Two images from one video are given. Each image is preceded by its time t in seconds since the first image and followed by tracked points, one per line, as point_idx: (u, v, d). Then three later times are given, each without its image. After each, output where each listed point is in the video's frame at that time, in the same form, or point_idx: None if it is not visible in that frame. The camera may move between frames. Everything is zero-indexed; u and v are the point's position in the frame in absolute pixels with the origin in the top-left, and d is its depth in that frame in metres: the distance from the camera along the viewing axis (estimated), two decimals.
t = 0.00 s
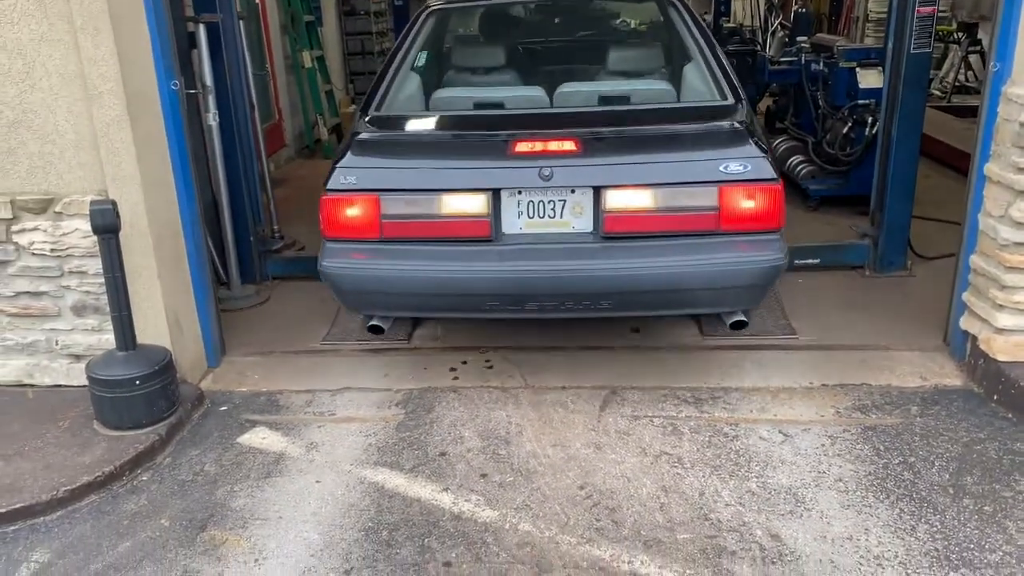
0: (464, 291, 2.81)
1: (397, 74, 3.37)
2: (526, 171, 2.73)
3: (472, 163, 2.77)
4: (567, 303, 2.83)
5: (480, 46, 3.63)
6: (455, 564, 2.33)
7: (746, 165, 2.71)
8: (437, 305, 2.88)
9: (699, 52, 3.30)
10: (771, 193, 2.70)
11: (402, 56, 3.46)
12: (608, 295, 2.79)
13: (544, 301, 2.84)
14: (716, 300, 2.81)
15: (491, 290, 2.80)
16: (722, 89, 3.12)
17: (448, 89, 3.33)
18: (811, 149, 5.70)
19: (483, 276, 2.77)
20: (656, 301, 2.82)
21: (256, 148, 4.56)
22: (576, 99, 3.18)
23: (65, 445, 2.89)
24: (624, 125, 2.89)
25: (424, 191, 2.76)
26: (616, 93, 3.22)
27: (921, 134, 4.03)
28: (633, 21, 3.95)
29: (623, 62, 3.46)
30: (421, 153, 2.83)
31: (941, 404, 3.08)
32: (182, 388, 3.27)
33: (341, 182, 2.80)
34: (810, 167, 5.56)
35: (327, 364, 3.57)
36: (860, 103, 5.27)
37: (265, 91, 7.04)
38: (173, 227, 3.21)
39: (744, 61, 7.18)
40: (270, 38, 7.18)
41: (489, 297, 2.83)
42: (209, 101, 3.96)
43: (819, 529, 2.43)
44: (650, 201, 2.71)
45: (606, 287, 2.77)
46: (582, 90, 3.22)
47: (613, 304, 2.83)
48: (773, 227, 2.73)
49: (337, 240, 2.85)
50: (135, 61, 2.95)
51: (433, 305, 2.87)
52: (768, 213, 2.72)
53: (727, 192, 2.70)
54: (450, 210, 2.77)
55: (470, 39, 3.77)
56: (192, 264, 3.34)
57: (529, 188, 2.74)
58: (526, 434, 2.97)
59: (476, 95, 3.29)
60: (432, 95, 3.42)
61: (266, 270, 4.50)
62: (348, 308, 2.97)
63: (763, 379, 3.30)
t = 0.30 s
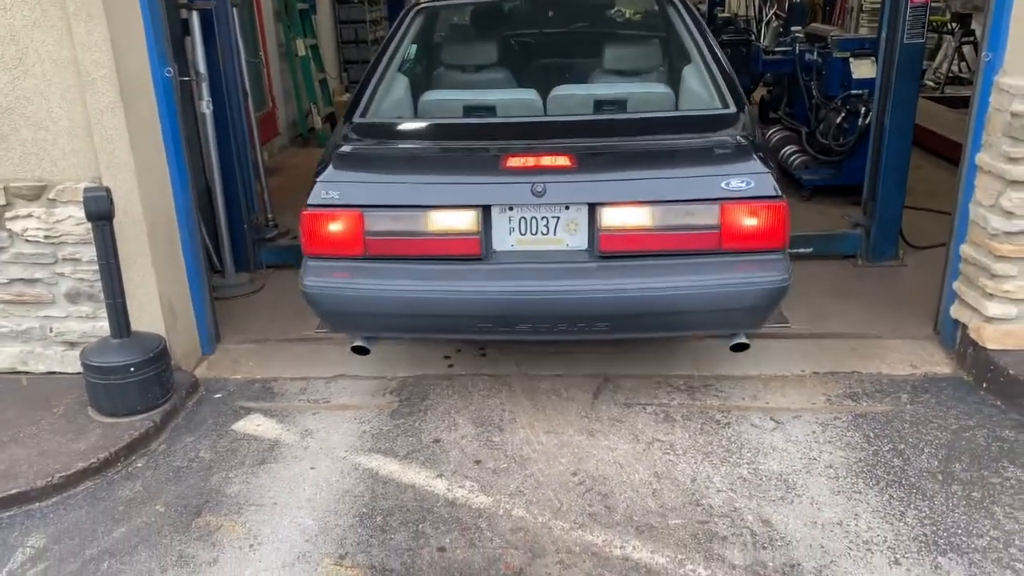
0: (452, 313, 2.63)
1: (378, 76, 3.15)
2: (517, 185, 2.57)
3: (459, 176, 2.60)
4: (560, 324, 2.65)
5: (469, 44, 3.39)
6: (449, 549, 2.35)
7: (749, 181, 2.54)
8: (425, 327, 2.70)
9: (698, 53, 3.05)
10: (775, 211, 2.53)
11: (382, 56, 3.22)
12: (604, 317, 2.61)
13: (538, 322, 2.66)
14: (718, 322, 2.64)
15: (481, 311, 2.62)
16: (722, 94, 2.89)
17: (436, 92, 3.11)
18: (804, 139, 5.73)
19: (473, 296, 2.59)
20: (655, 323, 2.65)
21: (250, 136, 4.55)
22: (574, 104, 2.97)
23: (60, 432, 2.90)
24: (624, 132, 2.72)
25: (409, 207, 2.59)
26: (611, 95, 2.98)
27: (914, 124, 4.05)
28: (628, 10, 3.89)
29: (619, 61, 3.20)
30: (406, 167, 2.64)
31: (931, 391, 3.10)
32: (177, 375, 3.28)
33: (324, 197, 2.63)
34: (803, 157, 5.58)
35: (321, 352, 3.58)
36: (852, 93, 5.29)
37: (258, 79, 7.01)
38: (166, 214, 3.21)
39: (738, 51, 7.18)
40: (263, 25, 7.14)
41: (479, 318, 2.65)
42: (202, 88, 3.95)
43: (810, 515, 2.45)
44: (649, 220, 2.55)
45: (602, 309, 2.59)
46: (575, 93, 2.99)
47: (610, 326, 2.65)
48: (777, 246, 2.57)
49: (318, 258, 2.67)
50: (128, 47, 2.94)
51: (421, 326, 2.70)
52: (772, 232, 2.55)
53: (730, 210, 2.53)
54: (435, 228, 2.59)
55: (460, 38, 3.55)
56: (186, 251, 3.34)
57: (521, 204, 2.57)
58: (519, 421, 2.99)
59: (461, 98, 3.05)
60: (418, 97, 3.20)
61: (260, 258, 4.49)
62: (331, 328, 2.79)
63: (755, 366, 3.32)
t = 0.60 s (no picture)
0: (442, 323, 2.46)
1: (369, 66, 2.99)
2: (509, 189, 2.39)
3: (448, 180, 2.42)
4: (556, 336, 2.47)
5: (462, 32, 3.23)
6: (446, 531, 2.38)
7: (758, 184, 2.38)
8: (411, 337, 2.52)
9: (702, 48, 2.93)
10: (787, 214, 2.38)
11: (371, 45, 3.08)
12: (603, 328, 2.44)
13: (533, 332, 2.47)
14: (724, 332, 2.47)
15: (472, 321, 2.44)
16: (727, 92, 2.78)
17: (425, 85, 2.97)
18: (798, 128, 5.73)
19: (463, 304, 2.42)
20: (658, 334, 2.47)
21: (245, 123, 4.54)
22: (571, 98, 2.83)
23: (56, 415, 2.91)
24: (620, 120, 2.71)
25: (395, 209, 2.42)
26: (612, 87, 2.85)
27: (907, 112, 4.07)
28: None
29: (616, 53, 3.05)
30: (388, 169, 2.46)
31: (922, 377, 3.14)
32: (173, 360, 3.28)
33: (303, 199, 2.46)
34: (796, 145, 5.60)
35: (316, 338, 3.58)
36: (846, 82, 5.32)
37: (252, 65, 6.98)
38: (162, 199, 3.21)
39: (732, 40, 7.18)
40: (257, 11, 7.11)
41: (470, 328, 2.47)
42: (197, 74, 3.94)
43: (802, 497, 2.48)
44: (651, 224, 2.39)
45: (601, 319, 2.41)
46: (574, 85, 2.85)
47: (610, 337, 2.47)
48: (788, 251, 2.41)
49: (298, 261, 2.50)
50: (124, 31, 2.93)
51: (408, 336, 2.52)
52: (778, 234, 2.39)
53: (738, 214, 2.37)
54: (424, 231, 2.42)
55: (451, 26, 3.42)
56: (183, 236, 3.34)
57: (516, 206, 2.39)
58: (515, 406, 3.00)
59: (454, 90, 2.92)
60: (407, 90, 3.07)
61: (254, 245, 4.49)
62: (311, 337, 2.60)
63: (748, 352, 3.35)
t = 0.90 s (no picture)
0: (440, 324, 2.40)
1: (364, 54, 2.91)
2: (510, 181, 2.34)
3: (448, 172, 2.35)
4: (558, 338, 2.42)
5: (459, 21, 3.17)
6: (447, 509, 2.40)
7: (766, 184, 2.32)
8: (407, 338, 2.47)
9: (708, 39, 2.88)
10: (795, 215, 2.32)
11: (366, 32, 3.00)
12: (606, 330, 2.39)
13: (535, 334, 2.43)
14: (728, 335, 2.43)
15: (472, 322, 2.39)
16: (734, 83, 2.71)
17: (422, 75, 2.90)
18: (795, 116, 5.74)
19: (463, 304, 2.36)
20: (662, 336, 2.43)
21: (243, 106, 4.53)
22: (572, 90, 2.76)
23: (58, 395, 2.92)
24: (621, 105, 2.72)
25: (392, 207, 2.35)
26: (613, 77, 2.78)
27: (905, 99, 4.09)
28: None
29: (617, 43, 3.01)
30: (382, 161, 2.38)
31: (916, 361, 3.17)
32: (174, 342, 3.29)
33: (296, 196, 2.37)
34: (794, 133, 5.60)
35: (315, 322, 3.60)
36: (845, 70, 5.34)
37: (249, 50, 6.96)
38: (163, 181, 3.21)
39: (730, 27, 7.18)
40: None
41: (470, 329, 2.41)
42: (196, 56, 3.93)
43: (798, 478, 2.51)
44: (656, 225, 2.33)
45: (604, 321, 2.37)
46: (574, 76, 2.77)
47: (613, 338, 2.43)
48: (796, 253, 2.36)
49: (291, 261, 2.43)
50: (123, 12, 2.92)
51: (403, 338, 2.46)
52: (785, 235, 2.33)
53: (745, 215, 2.31)
54: (422, 230, 2.35)
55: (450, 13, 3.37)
56: (183, 219, 3.35)
57: (517, 205, 2.32)
58: (514, 388, 3.03)
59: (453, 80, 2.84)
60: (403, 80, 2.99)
61: (252, 228, 4.49)
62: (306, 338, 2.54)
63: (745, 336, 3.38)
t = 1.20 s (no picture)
0: (433, 322, 2.29)
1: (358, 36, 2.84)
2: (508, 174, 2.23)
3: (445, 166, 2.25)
4: (555, 338, 2.31)
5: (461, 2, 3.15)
6: (446, 482, 2.43)
7: (777, 177, 2.23)
8: (398, 336, 2.36)
9: (716, 27, 2.83)
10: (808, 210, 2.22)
11: (360, 15, 2.93)
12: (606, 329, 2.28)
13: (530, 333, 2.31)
14: (735, 336, 2.32)
15: (465, 321, 2.28)
16: (741, 73, 2.65)
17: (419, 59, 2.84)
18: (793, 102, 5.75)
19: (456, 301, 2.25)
20: (666, 336, 2.32)
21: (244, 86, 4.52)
22: (574, 78, 2.73)
23: (61, 369, 2.95)
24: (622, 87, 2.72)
25: (384, 198, 2.24)
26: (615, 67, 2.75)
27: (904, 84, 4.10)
28: None
29: (621, 28, 3.04)
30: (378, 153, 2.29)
31: (912, 343, 3.20)
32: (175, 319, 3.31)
33: (283, 184, 2.28)
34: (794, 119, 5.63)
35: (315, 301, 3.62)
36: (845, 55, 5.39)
37: (250, 32, 6.96)
38: (164, 159, 3.22)
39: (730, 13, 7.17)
40: None
41: (463, 328, 2.30)
42: (197, 35, 3.92)
43: (793, 455, 2.55)
44: (660, 219, 2.22)
45: (604, 319, 2.26)
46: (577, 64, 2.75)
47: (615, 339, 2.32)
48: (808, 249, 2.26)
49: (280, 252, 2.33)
50: None
51: (395, 336, 2.35)
52: (797, 231, 2.23)
53: (755, 209, 2.21)
54: (416, 222, 2.25)
55: None
56: (184, 197, 3.36)
57: (514, 196, 2.22)
58: (513, 367, 3.06)
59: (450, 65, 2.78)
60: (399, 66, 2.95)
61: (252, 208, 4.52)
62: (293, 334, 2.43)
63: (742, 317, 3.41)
